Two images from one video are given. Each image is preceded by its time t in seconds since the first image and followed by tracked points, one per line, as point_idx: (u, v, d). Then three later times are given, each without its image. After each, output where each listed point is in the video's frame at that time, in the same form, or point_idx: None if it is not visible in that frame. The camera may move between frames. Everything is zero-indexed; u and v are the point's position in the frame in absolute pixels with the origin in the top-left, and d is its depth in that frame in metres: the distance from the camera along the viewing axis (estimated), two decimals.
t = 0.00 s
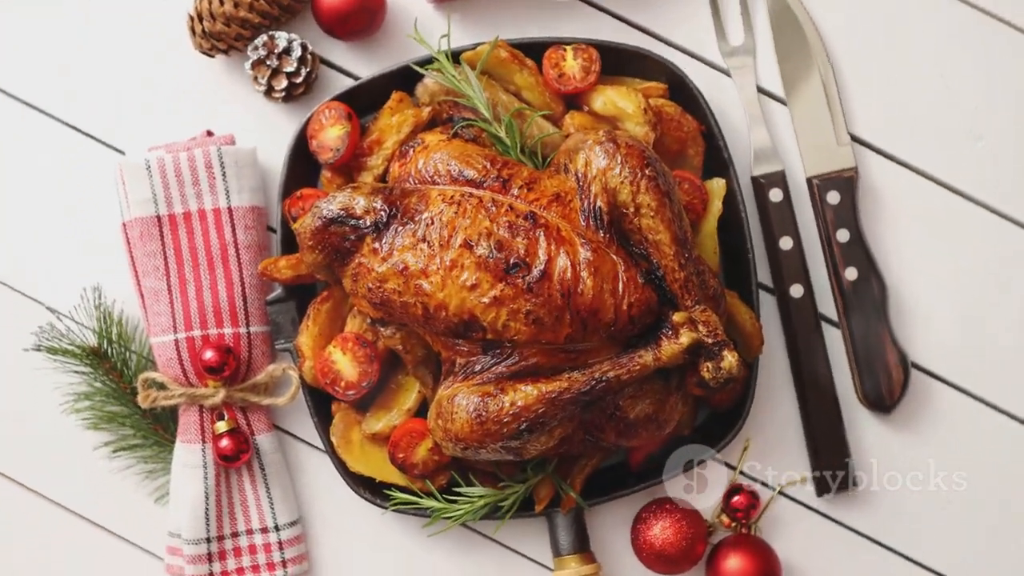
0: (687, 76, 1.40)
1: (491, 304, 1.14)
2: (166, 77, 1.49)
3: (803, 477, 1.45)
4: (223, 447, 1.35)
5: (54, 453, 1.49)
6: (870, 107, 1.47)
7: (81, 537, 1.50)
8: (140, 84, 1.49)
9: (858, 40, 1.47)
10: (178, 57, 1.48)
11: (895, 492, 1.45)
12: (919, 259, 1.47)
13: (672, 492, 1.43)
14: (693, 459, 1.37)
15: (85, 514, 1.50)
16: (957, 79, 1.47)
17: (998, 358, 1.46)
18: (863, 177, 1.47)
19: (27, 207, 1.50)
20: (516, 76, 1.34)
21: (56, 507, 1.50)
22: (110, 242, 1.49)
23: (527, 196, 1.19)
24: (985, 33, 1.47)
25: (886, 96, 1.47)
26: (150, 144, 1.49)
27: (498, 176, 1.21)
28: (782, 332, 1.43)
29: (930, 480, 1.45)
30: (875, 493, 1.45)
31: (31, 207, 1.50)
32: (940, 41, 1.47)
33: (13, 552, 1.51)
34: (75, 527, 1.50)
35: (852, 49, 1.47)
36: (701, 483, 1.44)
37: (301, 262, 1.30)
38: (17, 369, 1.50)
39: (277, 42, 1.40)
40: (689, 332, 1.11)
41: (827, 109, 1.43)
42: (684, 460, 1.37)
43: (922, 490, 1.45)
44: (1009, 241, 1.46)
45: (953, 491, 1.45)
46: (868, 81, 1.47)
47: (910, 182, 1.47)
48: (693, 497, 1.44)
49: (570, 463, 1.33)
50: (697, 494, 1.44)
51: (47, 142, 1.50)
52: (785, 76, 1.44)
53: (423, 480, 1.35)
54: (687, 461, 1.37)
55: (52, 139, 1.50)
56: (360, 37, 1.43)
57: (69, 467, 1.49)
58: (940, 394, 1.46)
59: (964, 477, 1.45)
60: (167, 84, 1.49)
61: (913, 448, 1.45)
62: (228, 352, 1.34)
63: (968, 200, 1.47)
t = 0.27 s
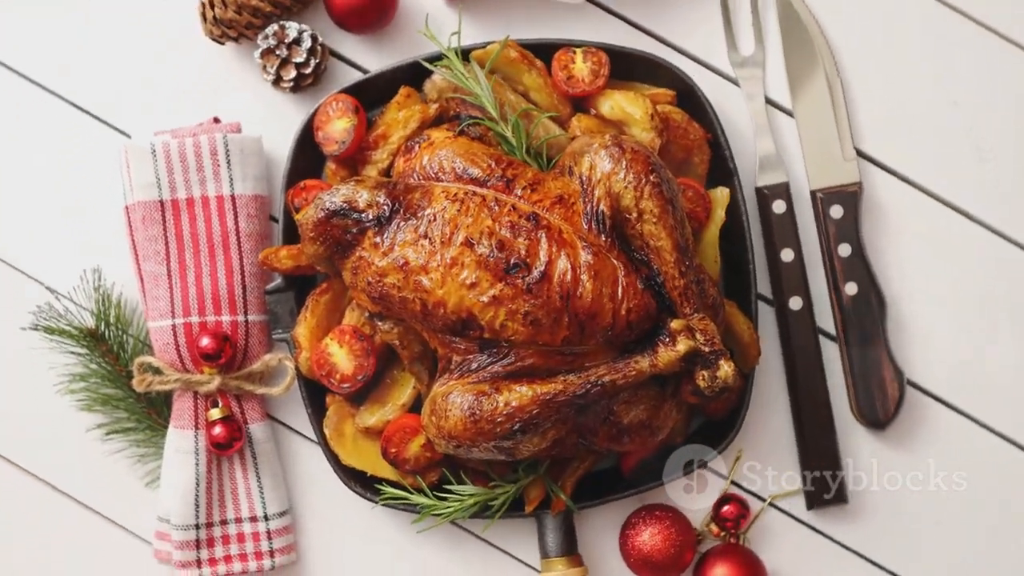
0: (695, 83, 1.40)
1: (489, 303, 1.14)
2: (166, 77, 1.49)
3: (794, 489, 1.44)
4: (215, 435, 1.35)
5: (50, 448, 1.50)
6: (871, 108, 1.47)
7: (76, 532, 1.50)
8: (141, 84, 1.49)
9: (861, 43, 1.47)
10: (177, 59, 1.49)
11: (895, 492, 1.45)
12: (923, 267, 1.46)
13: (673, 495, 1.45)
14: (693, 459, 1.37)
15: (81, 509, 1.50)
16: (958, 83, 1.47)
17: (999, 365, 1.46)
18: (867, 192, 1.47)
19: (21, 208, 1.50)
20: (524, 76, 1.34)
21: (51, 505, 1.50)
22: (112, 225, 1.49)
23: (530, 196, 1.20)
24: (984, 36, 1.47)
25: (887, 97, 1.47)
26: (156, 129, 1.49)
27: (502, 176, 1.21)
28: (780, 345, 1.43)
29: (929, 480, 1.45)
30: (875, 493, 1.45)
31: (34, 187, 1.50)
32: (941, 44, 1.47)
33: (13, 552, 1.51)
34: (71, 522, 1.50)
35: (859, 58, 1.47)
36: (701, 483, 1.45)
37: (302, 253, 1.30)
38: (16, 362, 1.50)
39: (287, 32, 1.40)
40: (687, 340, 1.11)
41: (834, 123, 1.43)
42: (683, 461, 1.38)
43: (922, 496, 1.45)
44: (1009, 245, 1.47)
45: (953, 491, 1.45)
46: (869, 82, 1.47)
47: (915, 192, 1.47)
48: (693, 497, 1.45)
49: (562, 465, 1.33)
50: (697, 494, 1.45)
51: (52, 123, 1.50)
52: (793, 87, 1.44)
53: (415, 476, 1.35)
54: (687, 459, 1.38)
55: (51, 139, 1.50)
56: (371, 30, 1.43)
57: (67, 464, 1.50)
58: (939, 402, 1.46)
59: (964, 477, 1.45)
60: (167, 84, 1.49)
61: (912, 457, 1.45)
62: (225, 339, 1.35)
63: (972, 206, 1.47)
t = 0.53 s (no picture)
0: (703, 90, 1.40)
1: (488, 302, 1.14)
2: (170, 71, 1.49)
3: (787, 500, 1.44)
4: (209, 424, 1.35)
5: (45, 444, 1.50)
6: (874, 115, 1.47)
7: (72, 526, 1.50)
8: (145, 77, 1.49)
9: (864, 43, 1.47)
10: (178, 59, 1.49)
11: (895, 491, 1.45)
12: (927, 274, 1.47)
13: (674, 495, 1.45)
14: (693, 459, 1.38)
15: (79, 504, 1.50)
16: (961, 85, 1.47)
17: (999, 371, 1.46)
18: (870, 206, 1.47)
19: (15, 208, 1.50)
20: (532, 77, 1.34)
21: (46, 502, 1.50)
22: (115, 210, 1.50)
23: (533, 198, 1.20)
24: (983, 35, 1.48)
25: (887, 95, 1.47)
26: (162, 115, 1.49)
27: (505, 176, 1.21)
28: (777, 355, 1.43)
29: (930, 479, 1.45)
30: (875, 493, 1.45)
31: (37, 169, 1.50)
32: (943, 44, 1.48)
33: (12, 553, 1.50)
34: (67, 517, 1.50)
35: (865, 66, 1.47)
36: (702, 484, 1.45)
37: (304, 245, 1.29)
38: (15, 355, 1.50)
39: (296, 24, 1.40)
40: (684, 346, 1.11)
41: (840, 135, 1.43)
42: (682, 462, 1.38)
43: (922, 502, 1.45)
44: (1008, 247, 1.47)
45: (953, 491, 1.45)
46: (870, 83, 1.47)
47: (920, 203, 1.47)
48: (693, 497, 1.45)
49: (554, 467, 1.33)
50: (695, 494, 1.45)
51: (59, 106, 1.50)
52: (801, 98, 1.44)
53: (407, 472, 1.35)
54: (687, 459, 1.38)
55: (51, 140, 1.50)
56: (380, 25, 1.43)
57: (64, 460, 1.50)
58: (936, 412, 1.46)
59: (964, 477, 1.45)
60: (171, 78, 1.49)
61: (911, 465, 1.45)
62: (223, 328, 1.35)
63: (977, 212, 1.47)
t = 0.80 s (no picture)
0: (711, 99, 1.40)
1: (487, 301, 1.14)
2: (179, 56, 1.49)
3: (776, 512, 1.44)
4: (203, 410, 1.35)
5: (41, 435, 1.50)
6: (881, 132, 1.47)
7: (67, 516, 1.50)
8: (154, 61, 1.49)
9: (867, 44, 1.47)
10: (181, 54, 1.49)
11: (895, 491, 1.45)
12: (931, 284, 1.47)
13: (673, 494, 1.45)
14: (693, 459, 1.38)
15: (75, 495, 1.50)
16: (964, 89, 1.47)
17: (1000, 379, 1.46)
18: (873, 222, 1.47)
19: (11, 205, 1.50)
20: (540, 78, 1.34)
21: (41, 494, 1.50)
22: (118, 192, 1.50)
23: (536, 198, 1.19)
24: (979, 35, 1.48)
25: (886, 96, 1.47)
26: (169, 100, 1.49)
27: (509, 176, 1.21)
28: (773, 367, 1.43)
29: (930, 479, 1.46)
30: (875, 493, 1.45)
31: (42, 148, 1.50)
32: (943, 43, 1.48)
33: (11, 555, 1.50)
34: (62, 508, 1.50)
35: (873, 79, 1.47)
36: (702, 484, 1.45)
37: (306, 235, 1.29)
38: (15, 343, 1.50)
39: (308, 15, 1.40)
40: (680, 354, 1.11)
41: (846, 150, 1.43)
42: (682, 461, 1.38)
43: (922, 510, 1.45)
44: (1006, 247, 1.47)
45: (953, 491, 1.46)
46: (878, 98, 1.47)
47: (924, 218, 1.47)
48: (692, 497, 1.45)
49: (545, 469, 1.33)
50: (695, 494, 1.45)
51: (66, 86, 1.50)
52: (809, 111, 1.44)
53: (398, 467, 1.35)
54: (687, 459, 1.38)
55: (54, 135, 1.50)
56: (391, 19, 1.43)
57: (61, 451, 1.50)
58: (929, 431, 1.46)
59: (964, 477, 1.46)
60: (180, 63, 1.49)
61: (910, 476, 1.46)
62: (220, 315, 1.35)
63: (983, 221, 1.47)
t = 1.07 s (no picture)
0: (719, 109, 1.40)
1: (486, 300, 1.14)
2: (188, 42, 1.49)
3: (765, 523, 1.44)
4: (197, 396, 1.35)
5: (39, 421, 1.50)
6: (886, 149, 1.47)
7: (61, 503, 1.50)
8: (163, 45, 1.49)
9: (874, 53, 1.47)
10: (190, 41, 1.49)
11: (895, 492, 1.45)
12: (933, 297, 1.47)
13: (673, 495, 1.45)
14: (693, 459, 1.38)
15: (69, 482, 1.50)
16: (967, 99, 1.48)
17: (996, 392, 1.46)
18: (875, 239, 1.47)
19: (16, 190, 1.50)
20: (549, 80, 1.34)
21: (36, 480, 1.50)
22: (122, 175, 1.50)
23: (539, 200, 1.20)
24: (981, 37, 1.48)
25: (891, 106, 1.47)
26: (177, 85, 1.49)
27: (513, 176, 1.21)
28: (769, 379, 1.44)
29: (930, 479, 1.46)
30: (875, 492, 1.45)
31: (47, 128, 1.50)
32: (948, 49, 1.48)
33: (10, 553, 1.50)
34: (55, 495, 1.50)
35: (881, 95, 1.47)
36: (702, 485, 1.45)
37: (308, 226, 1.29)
38: (14, 327, 1.50)
39: (320, 6, 1.41)
40: (677, 362, 1.11)
41: (851, 165, 1.43)
42: (684, 460, 1.38)
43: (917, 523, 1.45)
44: (1005, 254, 1.47)
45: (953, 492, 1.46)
46: (884, 115, 1.47)
47: (926, 237, 1.47)
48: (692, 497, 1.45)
49: (536, 470, 1.34)
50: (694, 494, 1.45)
51: (75, 67, 1.50)
52: (816, 124, 1.44)
53: (389, 462, 1.35)
54: (687, 460, 1.38)
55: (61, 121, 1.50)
56: (403, 14, 1.43)
57: (57, 438, 1.50)
58: (921, 450, 1.46)
59: (963, 478, 1.46)
60: (189, 49, 1.49)
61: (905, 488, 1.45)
62: (218, 302, 1.35)
63: (984, 232, 1.47)
